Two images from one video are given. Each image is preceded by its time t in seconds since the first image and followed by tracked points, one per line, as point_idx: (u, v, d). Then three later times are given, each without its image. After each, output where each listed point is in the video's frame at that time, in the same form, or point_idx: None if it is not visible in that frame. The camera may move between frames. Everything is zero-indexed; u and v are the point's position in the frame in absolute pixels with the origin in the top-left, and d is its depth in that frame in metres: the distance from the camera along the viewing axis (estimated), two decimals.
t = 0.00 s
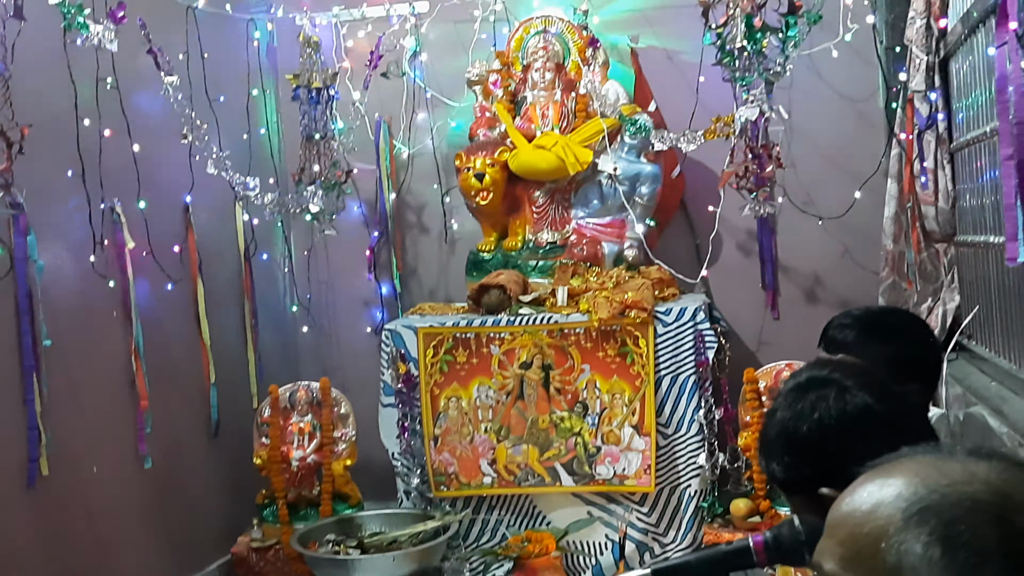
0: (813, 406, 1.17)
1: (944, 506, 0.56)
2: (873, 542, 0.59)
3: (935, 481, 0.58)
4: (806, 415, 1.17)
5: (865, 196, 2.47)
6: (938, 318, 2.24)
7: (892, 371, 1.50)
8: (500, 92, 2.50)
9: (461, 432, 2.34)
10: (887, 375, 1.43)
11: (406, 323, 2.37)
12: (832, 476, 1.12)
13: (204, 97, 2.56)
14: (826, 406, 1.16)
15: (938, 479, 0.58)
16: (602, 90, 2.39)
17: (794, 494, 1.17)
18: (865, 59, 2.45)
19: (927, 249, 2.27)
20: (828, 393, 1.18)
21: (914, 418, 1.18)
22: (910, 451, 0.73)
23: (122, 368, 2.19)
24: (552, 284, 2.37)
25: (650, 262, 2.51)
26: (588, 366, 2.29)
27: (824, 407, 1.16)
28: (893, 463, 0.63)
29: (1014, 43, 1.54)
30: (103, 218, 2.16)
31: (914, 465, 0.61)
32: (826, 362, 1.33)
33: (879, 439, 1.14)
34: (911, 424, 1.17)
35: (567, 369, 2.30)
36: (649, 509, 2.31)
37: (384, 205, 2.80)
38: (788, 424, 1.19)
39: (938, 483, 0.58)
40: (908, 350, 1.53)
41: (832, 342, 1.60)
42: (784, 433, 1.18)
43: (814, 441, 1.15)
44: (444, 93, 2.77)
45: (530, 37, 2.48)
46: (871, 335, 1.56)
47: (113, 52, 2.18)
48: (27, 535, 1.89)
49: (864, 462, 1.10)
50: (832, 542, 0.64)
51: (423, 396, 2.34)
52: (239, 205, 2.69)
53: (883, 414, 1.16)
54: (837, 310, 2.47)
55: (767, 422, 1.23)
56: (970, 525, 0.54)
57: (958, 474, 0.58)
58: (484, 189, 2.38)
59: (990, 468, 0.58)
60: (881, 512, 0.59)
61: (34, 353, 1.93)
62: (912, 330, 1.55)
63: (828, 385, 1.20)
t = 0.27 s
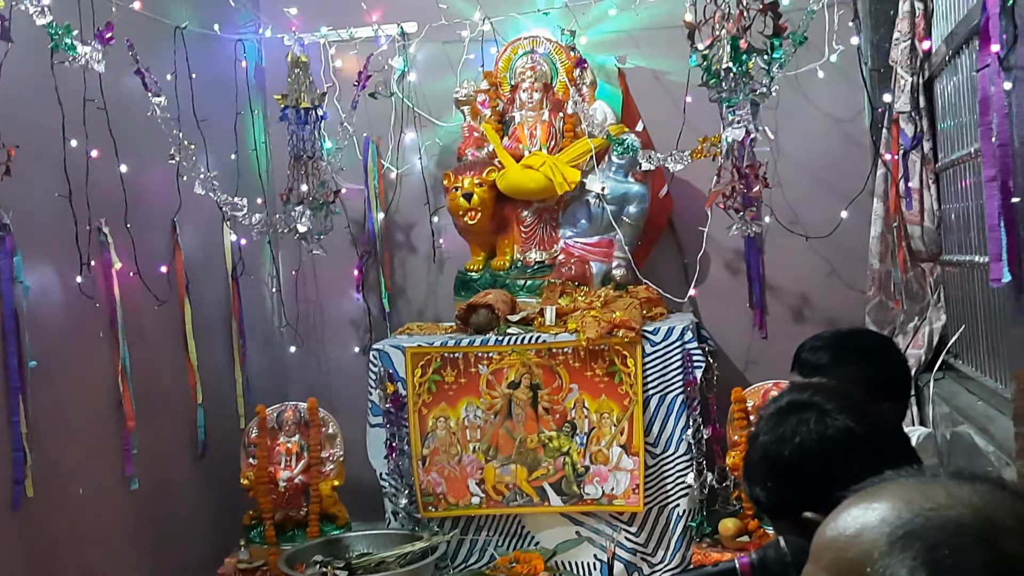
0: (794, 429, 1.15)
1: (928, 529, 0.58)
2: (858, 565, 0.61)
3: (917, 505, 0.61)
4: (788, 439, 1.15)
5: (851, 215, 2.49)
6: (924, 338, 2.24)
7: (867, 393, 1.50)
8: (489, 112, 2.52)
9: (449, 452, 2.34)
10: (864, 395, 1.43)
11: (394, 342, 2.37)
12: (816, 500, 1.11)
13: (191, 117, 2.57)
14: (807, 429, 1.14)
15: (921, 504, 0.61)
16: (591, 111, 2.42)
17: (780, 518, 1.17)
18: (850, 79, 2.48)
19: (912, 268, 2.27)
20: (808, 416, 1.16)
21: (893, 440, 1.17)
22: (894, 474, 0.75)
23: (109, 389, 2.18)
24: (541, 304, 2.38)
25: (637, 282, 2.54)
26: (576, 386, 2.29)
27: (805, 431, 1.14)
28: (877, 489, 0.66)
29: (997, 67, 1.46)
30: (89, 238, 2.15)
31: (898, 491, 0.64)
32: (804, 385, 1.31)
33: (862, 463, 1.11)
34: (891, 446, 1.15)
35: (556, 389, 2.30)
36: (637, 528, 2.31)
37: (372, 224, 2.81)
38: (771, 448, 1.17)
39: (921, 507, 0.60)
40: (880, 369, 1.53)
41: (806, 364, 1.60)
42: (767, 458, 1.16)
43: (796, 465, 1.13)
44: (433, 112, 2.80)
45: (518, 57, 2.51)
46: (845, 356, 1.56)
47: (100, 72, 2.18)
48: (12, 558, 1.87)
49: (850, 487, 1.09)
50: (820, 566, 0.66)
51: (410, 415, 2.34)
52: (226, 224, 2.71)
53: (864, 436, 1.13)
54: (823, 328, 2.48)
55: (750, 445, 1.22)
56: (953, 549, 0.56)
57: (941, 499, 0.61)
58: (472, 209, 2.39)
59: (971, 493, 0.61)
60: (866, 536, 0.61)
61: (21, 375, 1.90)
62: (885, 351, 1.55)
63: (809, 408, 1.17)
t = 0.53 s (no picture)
0: (781, 441, 1.13)
1: (910, 541, 0.57)
2: None
3: (899, 515, 0.59)
4: (775, 451, 1.13)
5: (842, 223, 2.48)
6: (914, 346, 2.24)
7: (852, 402, 1.49)
8: (477, 119, 2.52)
9: (437, 463, 2.32)
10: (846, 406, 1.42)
11: (382, 351, 2.35)
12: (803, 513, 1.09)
13: (177, 125, 2.54)
14: (794, 441, 1.12)
15: (904, 514, 0.59)
16: (579, 117, 2.41)
17: (769, 533, 1.15)
18: (840, 86, 2.48)
19: (904, 276, 2.24)
20: (796, 428, 1.14)
21: (881, 451, 1.15)
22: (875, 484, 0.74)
23: (94, 400, 2.15)
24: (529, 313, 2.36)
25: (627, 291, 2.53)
26: (566, 396, 2.28)
27: (792, 443, 1.12)
28: (856, 499, 0.64)
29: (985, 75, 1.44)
30: (74, 246, 2.13)
31: (878, 499, 0.62)
32: (789, 396, 1.30)
33: (850, 475, 1.09)
34: (880, 457, 1.13)
35: (545, 399, 2.28)
36: (627, 539, 2.30)
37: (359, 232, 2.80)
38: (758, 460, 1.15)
39: (904, 518, 0.58)
40: (862, 380, 1.52)
41: (788, 377, 1.58)
42: (754, 471, 1.14)
43: (783, 477, 1.11)
44: (420, 120, 2.79)
45: (506, 64, 2.50)
46: (828, 366, 1.55)
47: (85, 80, 2.16)
48: None
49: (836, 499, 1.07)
50: None
51: (399, 425, 2.31)
52: (212, 234, 2.68)
53: (851, 447, 1.11)
54: (814, 337, 2.47)
55: (737, 458, 1.20)
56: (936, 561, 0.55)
57: (921, 509, 0.59)
58: (460, 217, 2.37)
59: (952, 503, 0.59)
60: (847, 548, 0.60)
61: (4, 385, 1.88)
62: (866, 361, 1.55)
63: (796, 419, 1.15)
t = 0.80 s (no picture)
0: (772, 448, 1.12)
1: (899, 547, 0.56)
2: None
3: (888, 521, 0.58)
4: (766, 457, 1.11)
5: (833, 228, 2.47)
6: (906, 351, 2.23)
7: (845, 409, 1.48)
8: (467, 123, 2.51)
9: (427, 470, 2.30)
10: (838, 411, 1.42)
11: (372, 357, 2.33)
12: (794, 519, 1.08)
13: (164, 130, 2.52)
14: (785, 448, 1.11)
15: (893, 520, 0.58)
16: (570, 123, 2.42)
17: (759, 540, 1.13)
18: (831, 90, 2.47)
19: (895, 281, 2.23)
20: (787, 434, 1.12)
21: (873, 457, 1.13)
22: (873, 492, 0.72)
23: (80, 407, 2.12)
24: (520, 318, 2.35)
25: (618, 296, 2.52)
26: (556, 401, 2.26)
27: (784, 449, 1.11)
28: (849, 507, 0.63)
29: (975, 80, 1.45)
30: (60, 252, 2.11)
31: (871, 506, 0.61)
32: (779, 402, 1.28)
33: (842, 482, 1.08)
34: (872, 463, 1.11)
35: (535, 405, 2.26)
36: (619, 546, 2.28)
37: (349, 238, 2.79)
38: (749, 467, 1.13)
39: (892, 524, 0.57)
40: (856, 384, 1.51)
41: (783, 379, 1.58)
42: (745, 477, 1.13)
43: (774, 484, 1.10)
44: (410, 125, 2.77)
45: (497, 68, 2.49)
46: (822, 370, 1.54)
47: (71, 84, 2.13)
48: None
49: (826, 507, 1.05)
50: None
51: (388, 432, 2.30)
52: (200, 239, 2.66)
53: (843, 453, 1.09)
54: (805, 342, 2.46)
55: (727, 465, 1.18)
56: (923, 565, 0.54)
57: (911, 514, 0.58)
58: (450, 222, 2.36)
59: (942, 508, 0.58)
60: (838, 555, 0.59)
61: None
62: (861, 365, 1.54)
63: (787, 425, 1.14)
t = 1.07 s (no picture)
0: (771, 456, 1.08)
1: (891, 556, 0.55)
2: None
3: (879, 530, 0.57)
4: (764, 465, 1.08)
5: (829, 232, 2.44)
6: (904, 357, 2.20)
7: (844, 417, 1.45)
8: (458, 127, 2.49)
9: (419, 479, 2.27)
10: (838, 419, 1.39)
11: (363, 364, 2.30)
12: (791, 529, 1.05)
13: (152, 134, 2.49)
14: (784, 456, 1.07)
15: (885, 529, 0.57)
16: (563, 126, 2.38)
17: (754, 547, 1.10)
18: (826, 94, 2.45)
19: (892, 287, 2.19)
20: (786, 442, 1.09)
21: (872, 465, 1.11)
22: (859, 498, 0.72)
23: (66, 416, 2.09)
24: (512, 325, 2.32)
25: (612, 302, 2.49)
26: (550, 409, 2.23)
27: (782, 458, 1.08)
28: (841, 515, 0.62)
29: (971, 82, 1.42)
30: (46, 259, 2.08)
31: (861, 514, 0.61)
32: (778, 408, 1.25)
33: (841, 491, 1.05)
34: (871, 472, 1.09)
35: (528, 413, 2.23)
36: (613, 555, 2.26)
37: (338, 244, 2.76)
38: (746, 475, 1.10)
39: (884, 533, 0.57)
40: (856, 393, 1.48)
41: (782, 382, 1.55)
42: (743, 485, 1.09)
43: (773, 492, 1.07)
44: (400, 129, 2.75)
45: (489, 72, 2.46)
46: (821, 376, 1.51)
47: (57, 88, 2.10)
48: None
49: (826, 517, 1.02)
50: None
51: (379, 441, 2.26)
52: (188, 244, 2.64)
53: (843, 463, 1.07)
54: (801, 348, 2.44)
55: (723, 472, 1.15)
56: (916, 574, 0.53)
57: (903, 523, 0.57)
58: (442, 227, 2.32)
59: (934, 516, 0.58)
60: (829, 565, 0.58)
61: None
62: (861, 372, 1.51)
63: (785, 433, 1.11)
